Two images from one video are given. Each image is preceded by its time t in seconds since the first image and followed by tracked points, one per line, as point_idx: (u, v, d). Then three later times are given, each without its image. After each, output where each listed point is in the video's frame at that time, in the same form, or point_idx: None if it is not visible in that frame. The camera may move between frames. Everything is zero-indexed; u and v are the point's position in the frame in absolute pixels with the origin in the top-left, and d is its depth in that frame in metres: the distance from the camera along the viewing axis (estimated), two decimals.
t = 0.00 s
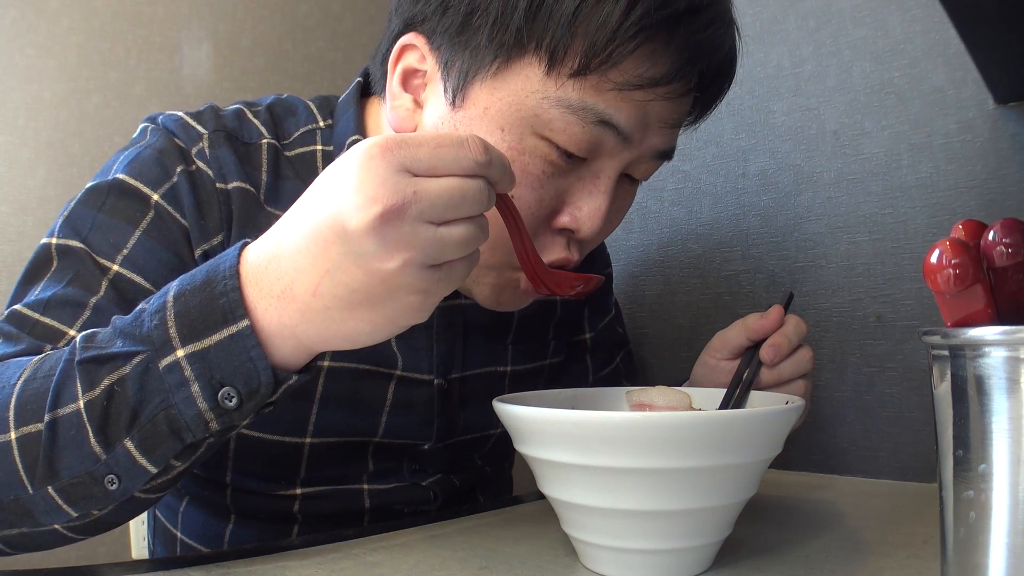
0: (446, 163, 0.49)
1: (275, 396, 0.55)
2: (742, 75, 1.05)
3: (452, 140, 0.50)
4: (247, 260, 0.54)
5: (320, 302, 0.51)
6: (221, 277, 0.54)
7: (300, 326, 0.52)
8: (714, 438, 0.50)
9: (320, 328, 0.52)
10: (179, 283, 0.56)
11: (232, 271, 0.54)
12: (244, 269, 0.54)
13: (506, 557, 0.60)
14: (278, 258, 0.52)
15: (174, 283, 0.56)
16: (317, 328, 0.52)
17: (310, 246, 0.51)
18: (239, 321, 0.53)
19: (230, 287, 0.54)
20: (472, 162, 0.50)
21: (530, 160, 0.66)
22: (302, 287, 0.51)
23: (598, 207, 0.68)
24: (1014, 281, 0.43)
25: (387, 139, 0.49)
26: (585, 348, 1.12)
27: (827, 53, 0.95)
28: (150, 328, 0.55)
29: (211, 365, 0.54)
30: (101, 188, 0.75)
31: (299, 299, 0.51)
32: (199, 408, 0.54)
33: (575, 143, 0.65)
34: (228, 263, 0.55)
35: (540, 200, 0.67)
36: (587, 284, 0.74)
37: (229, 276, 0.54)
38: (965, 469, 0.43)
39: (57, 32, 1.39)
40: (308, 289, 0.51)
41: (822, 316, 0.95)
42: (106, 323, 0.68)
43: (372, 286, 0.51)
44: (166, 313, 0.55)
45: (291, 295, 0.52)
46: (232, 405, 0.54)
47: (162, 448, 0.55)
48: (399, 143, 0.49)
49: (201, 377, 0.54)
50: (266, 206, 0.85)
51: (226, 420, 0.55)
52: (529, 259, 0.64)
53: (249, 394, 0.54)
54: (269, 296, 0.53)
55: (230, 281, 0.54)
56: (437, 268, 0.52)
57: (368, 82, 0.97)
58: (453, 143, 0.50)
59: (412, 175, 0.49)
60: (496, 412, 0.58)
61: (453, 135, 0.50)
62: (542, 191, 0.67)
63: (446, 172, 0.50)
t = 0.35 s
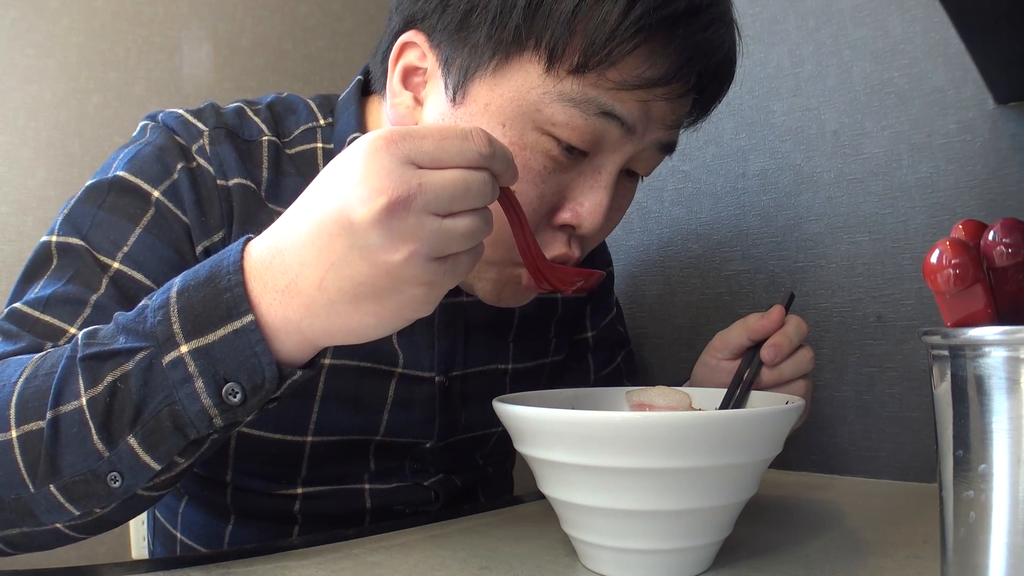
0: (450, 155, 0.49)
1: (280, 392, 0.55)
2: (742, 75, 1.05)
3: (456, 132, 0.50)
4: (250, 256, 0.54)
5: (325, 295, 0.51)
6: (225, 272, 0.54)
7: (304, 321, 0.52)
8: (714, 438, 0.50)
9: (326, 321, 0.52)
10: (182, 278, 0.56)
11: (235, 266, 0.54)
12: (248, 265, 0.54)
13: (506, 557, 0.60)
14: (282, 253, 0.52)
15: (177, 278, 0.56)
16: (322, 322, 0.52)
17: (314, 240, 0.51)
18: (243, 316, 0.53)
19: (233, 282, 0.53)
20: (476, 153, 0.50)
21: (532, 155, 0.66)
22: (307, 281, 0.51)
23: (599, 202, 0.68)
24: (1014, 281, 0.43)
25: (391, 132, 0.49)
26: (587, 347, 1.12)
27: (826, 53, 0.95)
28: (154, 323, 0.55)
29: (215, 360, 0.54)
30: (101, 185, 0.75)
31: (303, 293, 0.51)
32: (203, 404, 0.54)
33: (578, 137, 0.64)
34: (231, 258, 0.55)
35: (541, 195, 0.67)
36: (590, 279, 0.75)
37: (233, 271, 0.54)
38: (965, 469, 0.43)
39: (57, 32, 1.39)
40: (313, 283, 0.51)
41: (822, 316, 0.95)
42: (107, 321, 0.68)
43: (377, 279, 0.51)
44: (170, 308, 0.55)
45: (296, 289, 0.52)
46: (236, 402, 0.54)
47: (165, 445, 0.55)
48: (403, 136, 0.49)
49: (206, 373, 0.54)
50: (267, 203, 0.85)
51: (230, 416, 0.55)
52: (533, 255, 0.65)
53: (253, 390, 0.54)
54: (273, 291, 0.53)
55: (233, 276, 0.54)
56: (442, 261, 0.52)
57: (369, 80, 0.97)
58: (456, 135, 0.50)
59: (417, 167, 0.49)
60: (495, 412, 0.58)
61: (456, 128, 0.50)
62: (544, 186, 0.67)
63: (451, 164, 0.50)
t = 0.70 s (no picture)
0: (452, 143, 0.50)
1: (281, 385, 0.55)
2: (742, 75, 1.05)
3: (456, 120, 0.51)
4: (252, 250, 0.54)
5: (329, 286, 0.51)
6: (226, 265, 0.54)
7: (308, 312, 0.52)
8: (713, 438, 0.50)
9: (329, 312, 0.52)
10: (183, 272, 0.56)
11: (236, 260, 0.54)
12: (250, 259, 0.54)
13: (506, 557, 0.60)
14: (285, 245, 0.52)
15: (178, 273, 0.56)
16: (326, 312, 0.52)
17: (317, 231, 0.51)
18: (244, 308, 0.53)
19: (235, 275, 0.54)
20: (477, 141, 0.51)
21: (531, 153, 0.66)
22: (310, 271, 0.51)
23: (597, 199, 0.68)
24: (1014, 280, 0.43)
25: (392, 121, 0.49)
26: (589, 346, 1.12)
27: (826, 53, 0.95)
28: (155, 317, 0.55)
29: (217, 353, 0.54)
30: (100, 182, 0.75)
31: (307, 284, 0.51)
32: (205, 398, 0.54)
33: (577, 134, 0.65)
34: (232, 251, 0.55)
35: (540, 192, 0.68)
36: (587, 274, 0.75)
37: (234, 265, 0.54)
38: (965, 469, 0.43)
39: (57, 32, 1.38)
40: (317, 273, 0.51)
41: (822, 316, 0.95)
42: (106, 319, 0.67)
43: (381, 269, 0.51)
44: (171, 302, 0.55)
45: (299, 280, 0.52)
46: (237, 395, 0.54)
47: (166, 440, 0.55)
48: (404, 124, 0.49)
49: (207, 366, 0.54)
50: (268, 200, 0.85)
51: (231, 409, 0.55)
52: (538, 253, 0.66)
53: (254, 383, 0.54)
54: (276, 283, 0.53)
55: (235, 269, 0.54)
56: (444, 250, 0.52)
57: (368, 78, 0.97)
58: (457, 123, 0.50)
59: (418, 154, 0.49)
60: (496, 411, 0.58)
61: (456, 116, 0.51)
62: (543, 183, 0.67)
63: (453, 151, 0.50)
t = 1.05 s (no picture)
0: (455, 141, 0.50)
1: (282, 385, 0.55)
2: (742, 75, 1.05)
3: (459, 118, 0.51)
4: (253, 249, 0.54)
5: (331, 286, 0.51)
6: (227, 265, 0.54)
7: (310, 312, 0.52)
8: (714, 438, 0.50)
9: (332, 312, 0.52)
10: (184, 272, 0.56)
11: (237, 259, 0.54)
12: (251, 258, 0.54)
13: (507, 557, 0.60)
14: (287, 245, 0.52)
15: (179, 272, 0.56)
16: (328, 313, 0.52)
17: (319, 230, 0.51)
18: (246, 308, 0.53)
19: (236, 275, 0.53)
20: (480, 139, 0.51)
21: (526, 150, 0.66)
22: (312, 271, 0.51)
23: (593, 195, 0.68)
24: (1014, 281, 0.43)
25: (395, 120, 0.49)
26: (588, 344, 1.12)
27: (826, 53, 0.95)
28: (156, 317, 0.55)
29: (218, 354, 0.54)
30: (100, 181, 0.75)
31: (309, 284, 0.51)
32: (205, 399, 0.54)
33: (573, 130, 0.65)
34: (233, 251, 0.55)
35: (536, 188, 0.68)
36: (590, 270, 0.76)
37: (234, 264, 0.54)
38: (965, 469, 0.43)
39: (57, 31, 1.38)
40: (319, 273, 0.51)
41: (822, 316, 0.95)
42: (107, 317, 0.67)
43: (383, 269, 0.51)
44: (171, 302, 0.55)
45: (301, 280, 0.51)
46: (239, 396, 0.54)
47: (167, 441, 0.55)
48: (407, 123, 0.49)
49: (207, 367, 0.54)
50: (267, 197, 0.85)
51: (232, 410, 0.55)
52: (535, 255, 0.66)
53: (256, 383, 0.54)
54: (277, 282, 0.52)
55: (236, 269, 0.54)
56: (447, 250, 0.52)
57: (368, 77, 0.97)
58: (460, 121, 0.50)
59: (421, 153, 0.49)
60: (496, 412, 0.58)
61: (459, 114, 0.51)
62: (539, 180, 0.67)
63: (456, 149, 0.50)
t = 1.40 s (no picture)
0: (455, 195, 0.46)
1: (269, 430, 0.54)
2: (742, 76, 1.05)
3: (462, 168, 0.46)
4: (245, 287, 0.52)
5: (321, 339, 0.49)
6: (215, 304, 0.53)
7: (298, 361, 0.51)
8: (714, 438, 0.50)
9: (321, 364, 0.51)
10: (173, 306, 0.54)
11: (226, 300, 0.52)
12: (242, 298, 0.52)
13: (507, 557, 0.60)
14: (277, 290, 0.50)
15: (168, 305, 0.55)
16: (318, 363, 0.50)
17: (310, 281, 0.48)
18: (232, 353, 0.52)
19: (224, 317, 0.52)
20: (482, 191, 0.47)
21: (519, 144, 0.66)
22: (301, 322, 0.49)
23: (586, 187, 0.69)
24: (1014, 281, 0.43)
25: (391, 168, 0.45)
26: (587, 343, 1.11)
27: (827, 53, 0.95)
28: (143, 353, 0.54)
29: (203, 397, 0.53)
30: (98, 186, 0.74)
31: (298, 334, 0.49)
32: (191, 441, 0.54)
33: (563, 131, 0.65)
34: (223, 289, 0.53)
35: (528, 183, 0.68)
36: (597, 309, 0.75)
37: (224, 305, 0.52)
38: (966, 469, 0.43)
39: (57, 32, 1.39)
40: (308, 325, 0.49)
41: (822, 316, 0.95)
42: (103, 321, 0.67)
43: (374, 326, 0.49)
44: (159, 339, 0.54)
45: (291, 330, 0.49)
46: (224, 439, 0.54)
47: (153, 477, 0.55)
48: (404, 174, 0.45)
49: (193, 410, 0.53)
50: (265, 196, 0.85)
51: (218, 452, 0.55)
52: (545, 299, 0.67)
53: (242, 428, 0.53)
54: (267, 328, 0.51)
55: (224, 310, 0.52)
56: (444, 305, 0.50)
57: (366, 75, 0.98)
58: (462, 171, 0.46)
59: (419, 208, 0.46)
60: (496, 412, 0.58)
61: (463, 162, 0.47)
62: (531, 173, 0.68)
63: (456, 203, 0.46)
